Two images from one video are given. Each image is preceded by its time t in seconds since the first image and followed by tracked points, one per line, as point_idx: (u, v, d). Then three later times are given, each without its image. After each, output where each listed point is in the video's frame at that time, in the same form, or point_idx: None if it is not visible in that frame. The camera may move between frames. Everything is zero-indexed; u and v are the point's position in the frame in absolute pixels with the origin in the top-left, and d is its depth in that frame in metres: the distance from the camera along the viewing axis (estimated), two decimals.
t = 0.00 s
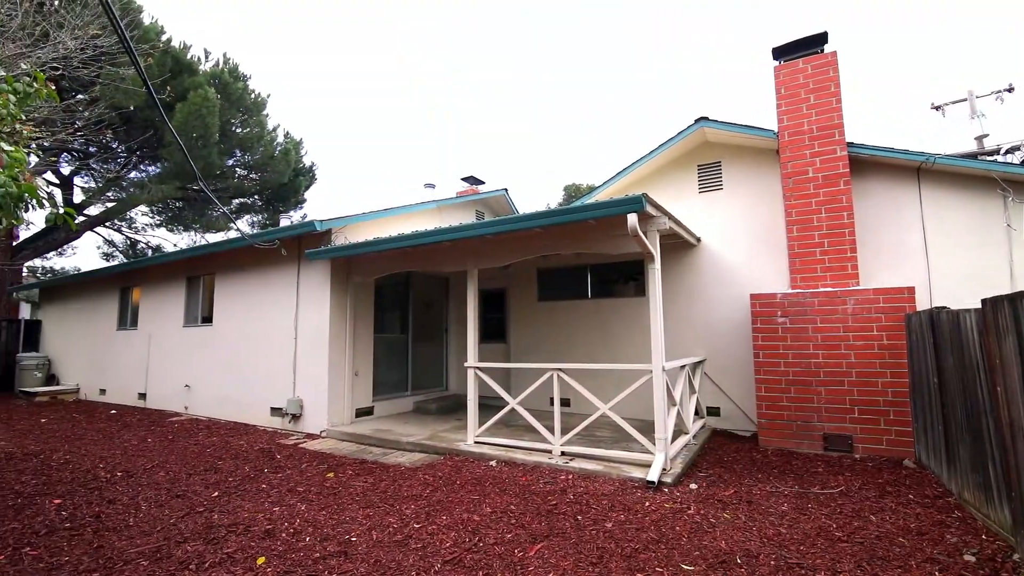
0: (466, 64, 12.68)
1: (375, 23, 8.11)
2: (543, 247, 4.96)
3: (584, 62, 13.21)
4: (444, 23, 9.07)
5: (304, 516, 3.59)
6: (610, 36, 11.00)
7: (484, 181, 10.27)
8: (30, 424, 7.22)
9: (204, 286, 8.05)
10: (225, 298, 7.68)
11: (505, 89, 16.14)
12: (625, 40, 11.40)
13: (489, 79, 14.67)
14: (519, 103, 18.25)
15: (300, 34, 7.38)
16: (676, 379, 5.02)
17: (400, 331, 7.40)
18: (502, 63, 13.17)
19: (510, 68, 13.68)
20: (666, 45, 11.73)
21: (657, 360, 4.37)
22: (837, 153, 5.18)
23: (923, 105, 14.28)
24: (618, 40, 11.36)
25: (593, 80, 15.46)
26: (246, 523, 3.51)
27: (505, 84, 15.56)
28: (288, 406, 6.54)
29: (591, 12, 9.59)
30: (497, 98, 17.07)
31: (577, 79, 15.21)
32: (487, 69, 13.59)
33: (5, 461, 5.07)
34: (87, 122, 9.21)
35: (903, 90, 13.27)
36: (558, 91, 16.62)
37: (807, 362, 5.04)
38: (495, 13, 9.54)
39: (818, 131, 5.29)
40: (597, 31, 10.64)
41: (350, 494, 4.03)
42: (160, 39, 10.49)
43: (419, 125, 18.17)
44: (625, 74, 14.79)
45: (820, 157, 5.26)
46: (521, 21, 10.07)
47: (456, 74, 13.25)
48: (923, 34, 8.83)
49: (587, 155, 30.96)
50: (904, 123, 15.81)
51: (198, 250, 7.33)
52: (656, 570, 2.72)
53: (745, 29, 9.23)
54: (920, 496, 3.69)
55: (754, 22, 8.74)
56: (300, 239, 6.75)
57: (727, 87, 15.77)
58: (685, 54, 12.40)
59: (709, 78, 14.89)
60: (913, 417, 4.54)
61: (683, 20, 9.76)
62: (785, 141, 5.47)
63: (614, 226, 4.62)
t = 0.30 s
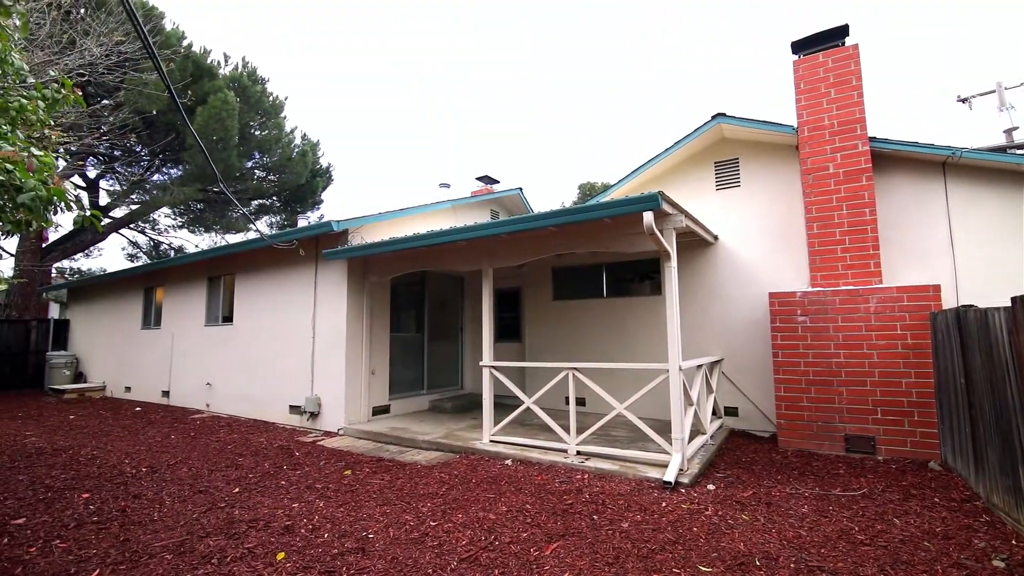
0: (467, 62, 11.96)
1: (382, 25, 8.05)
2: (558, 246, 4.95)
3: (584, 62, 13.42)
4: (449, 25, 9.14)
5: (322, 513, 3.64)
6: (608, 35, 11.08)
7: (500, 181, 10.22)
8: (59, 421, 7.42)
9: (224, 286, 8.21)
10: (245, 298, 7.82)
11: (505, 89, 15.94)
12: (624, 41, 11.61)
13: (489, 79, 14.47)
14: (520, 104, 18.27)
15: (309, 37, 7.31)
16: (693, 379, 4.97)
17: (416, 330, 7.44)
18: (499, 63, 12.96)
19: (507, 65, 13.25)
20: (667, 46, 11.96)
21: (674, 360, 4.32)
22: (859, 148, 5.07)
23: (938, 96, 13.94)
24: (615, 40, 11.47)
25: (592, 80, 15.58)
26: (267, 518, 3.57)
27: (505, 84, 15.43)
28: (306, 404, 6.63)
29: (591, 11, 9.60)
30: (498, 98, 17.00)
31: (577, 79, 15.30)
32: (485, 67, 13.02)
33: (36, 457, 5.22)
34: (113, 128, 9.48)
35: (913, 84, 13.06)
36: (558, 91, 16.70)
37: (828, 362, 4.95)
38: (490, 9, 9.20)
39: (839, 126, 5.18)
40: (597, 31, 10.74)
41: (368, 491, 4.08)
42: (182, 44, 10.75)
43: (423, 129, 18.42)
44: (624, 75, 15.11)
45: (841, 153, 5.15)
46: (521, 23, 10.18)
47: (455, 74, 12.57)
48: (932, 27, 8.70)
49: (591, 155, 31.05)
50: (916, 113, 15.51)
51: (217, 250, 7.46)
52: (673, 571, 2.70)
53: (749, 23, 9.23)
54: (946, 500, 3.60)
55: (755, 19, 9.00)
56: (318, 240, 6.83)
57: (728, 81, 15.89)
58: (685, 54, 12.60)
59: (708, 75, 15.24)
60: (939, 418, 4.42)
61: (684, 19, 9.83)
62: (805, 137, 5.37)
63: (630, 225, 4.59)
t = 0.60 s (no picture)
0: (476, 63, 12.05)
1: (398, 27, 8.16)
2: (569, 246, 4.94)
3: (594, 65, 13.65)
4: (463, 28, 9.34)
5: (336, 510, 3.68)
6: (618, 38, 11.17)
7: (511, 181, 10.22)
8: (80, 418, 7.58)
9: (241, 285, 8.32)
10: (260, 297, 7.92)
11: (513, 90, 15.83)
12: (636, 44, 11.72)
13: (495, 80, 14.41)
14: (527, 105, 18.26)
15: (323, 39, 7.41)
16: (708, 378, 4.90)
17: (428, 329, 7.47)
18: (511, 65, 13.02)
19: (517, 66, 13.20)
20: (676, 49, 12.06)
21: (687, 359, 4.28)
22: (877, 143, 4.98)
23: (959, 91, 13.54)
24: (625, 42, 11.52)
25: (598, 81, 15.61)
26: (282, 515, 3.61)
27: (513, 86, 15.31)
28: (320, 403, 6.70)
29: (605, 15, 9.65)
30: (504, 99, 16.93)
31: (585, 80, 15.32)
32: (492, 68, 13.04)
33: (58, 453, 5.34)
34: (132, 131, 9.70)
35: (929, 78, 12.80)
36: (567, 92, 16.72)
37: (844, 362, 4.87)
38: (498, 12, 9.33)
39: (856, 121, 5.10)
40: (608, 34, 10.84)
41: (381, 490, 4.11)
42: (199, 49, 10.95)
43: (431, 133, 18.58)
44: (632, 77, 15.23)
45: (859, 149, 5.07)
46: (533, 26, 10.34)
47: (464, 74, 12.55)
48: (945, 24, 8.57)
49: (601, 157, 31.04)
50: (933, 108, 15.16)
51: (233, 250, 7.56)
52: (686, 571, 2.69)
53: (761, 25, 9.30)
54: (966, 503, 3.52)
55: (766, 22, 9.14)
56: (331, 239, 6.88)
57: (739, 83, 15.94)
58: (697, 55, 12.57)
59: (718, 78, 15.34)
60: (960, 419, 4.33)
61: (697, 23, 9.87)
62: (820, 133, 5.29)
63: (641, 224, 4.56)
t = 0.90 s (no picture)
0: (478, 63, 11.84)
1: (398, 28, 8.00)
2: (581, 245, 4.92)
3: (596, 65, 13.48)
4: (463, 29, 9.21)
5: (349, 508, 3.71)
6: (621, 38, 11.02)
7: (520, 180, 10.19)
8: (100, 416, 7.73)
9: (257, 284, 8.44)
10: (274, 297, 8.02)
11: (519, 91, 15.74)
12: (636, 44, 11.59)
13: (501, 82, 14.40)
14: (535, 107, 18.24)
15: (322, 40, 7.33)
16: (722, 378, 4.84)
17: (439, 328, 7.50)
18: (514, 66, 12.93)
19: (518, 65, 13.01)
20: (676, 49, 11.88)
21: (701, 359, 4.25)
22: (894, 138, 4.90)
23: (968, 90, 13.08)
24: (626, 42, 11.40)
25: (604, 82, 15.56)
26: (296, 512, 3.65)
27: (519, 86, 15.22)
28: (333, 401, 6.76)
29: (605, 15, 9.59)
30: (512, 101, 16.89)
31: (589, 81, 15.23)
32: (496, 69, 12.88)
33: (80, 450, 5.46)
34: (148, 134, 9.92)
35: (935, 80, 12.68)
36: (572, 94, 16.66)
37: (860, 361, 4.80)
38: (499, 12, 9.13)
39: (872, 117, 5.02)
40: (611, 35, 10.77)
41: (393, 488, 4.14)
42: (212, 52, 11.11)
43: (438, 138, 18.64)
44: (635, 77, 15.07)
45: (875, 145, 4.98)
46: (534, 26, 10.21)
47: (467, 76, 12.40)
48: (967, 25, 8.38)
49: (604, 159, 30.89)
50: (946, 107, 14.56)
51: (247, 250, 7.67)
52: (699, 571, 2.67)
53: (760, 26, 9.31)
54: (988, 505, 3.45)
55: (765, 21, 9.05)
56: (343, 239, 6.94)
57: (738, 82, 15.74)
58: (698, 55, 12.37)
59: (721, 78, 15.15)
60: (981, 420, 4.25)
61: (696, 23, 9.78)
62: (836, 130, 5.22)
63: (653, 223, 4.54)
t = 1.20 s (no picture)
0: (479, 63, 11.63)
1: (399, 28, 7.93)
2: (596, 244, 4.90)
3: (597, 66, 13.51)
4: (463, 29, 9.13)
5: (366, 505, 3.75)
6: (621, 38, 11.06)
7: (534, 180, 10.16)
8: (125, 413, 7.92)
9: (274, 283, 8.55)
10: (292, 296, 8.12)
11: (524, 92, 15.76)
12: (636, 45, 11.61)
13: (504, 82, 14.22)
14: (537, 107, 18.03)
15: (323, 40, 7.31)
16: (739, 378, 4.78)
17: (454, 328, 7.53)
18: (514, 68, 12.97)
19: (521, 66, 13.00)
20: (676, 49, 11.83)
21: (718, 358, 4.20)
22: (917, 133, 4.78)
23: (985, 86, 12.74)
24: (626, 42, 11.43)
25: (608, 83, 15.54)
26: (314, 509, 3.70)
27: (526, 87, 15.26)
28: (350, 399, 6.83)
29: (605, 15, 9.65)
30: (516, 102, 16.79)
31: (591, 82, 15.22)
32: (498, 69, 12.76)
33: (105, 446, 5.60)
34: (169, 137, 10.17)
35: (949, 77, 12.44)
36: (576, 94, 16.67)
37: (883, 361, 4.70)
38: (500, 11, 9.06)
39: (895, 111, 4.91)
40: (611, 34, 10.81)
41: (409, 486, 4.17)
42: (231, 56, 11.33)
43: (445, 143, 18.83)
44: (638, 78, 14.98)
45: (898, 140, 4.87)
46: (534, 27, 10.18)
47: (468, 77, 12.21)
48: (989, 18, 8.06)
49: (611, 163, 30.74)
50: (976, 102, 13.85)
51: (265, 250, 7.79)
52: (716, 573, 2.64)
53: (760, 25, 9.48)
54: (1017, 510, 3.35)
55: (764, 20, 9.19)
56: (359, 239, 7.00)
57: (738, 81, 15.37)
58: (698, 55, 12.29)
59: (722, 77, 14.86)
60: (1009, 422, 4.13)
61: (698, 23, 9.90)
62: (856, 125, 5.12)
63: (668, 221, 4.50)
